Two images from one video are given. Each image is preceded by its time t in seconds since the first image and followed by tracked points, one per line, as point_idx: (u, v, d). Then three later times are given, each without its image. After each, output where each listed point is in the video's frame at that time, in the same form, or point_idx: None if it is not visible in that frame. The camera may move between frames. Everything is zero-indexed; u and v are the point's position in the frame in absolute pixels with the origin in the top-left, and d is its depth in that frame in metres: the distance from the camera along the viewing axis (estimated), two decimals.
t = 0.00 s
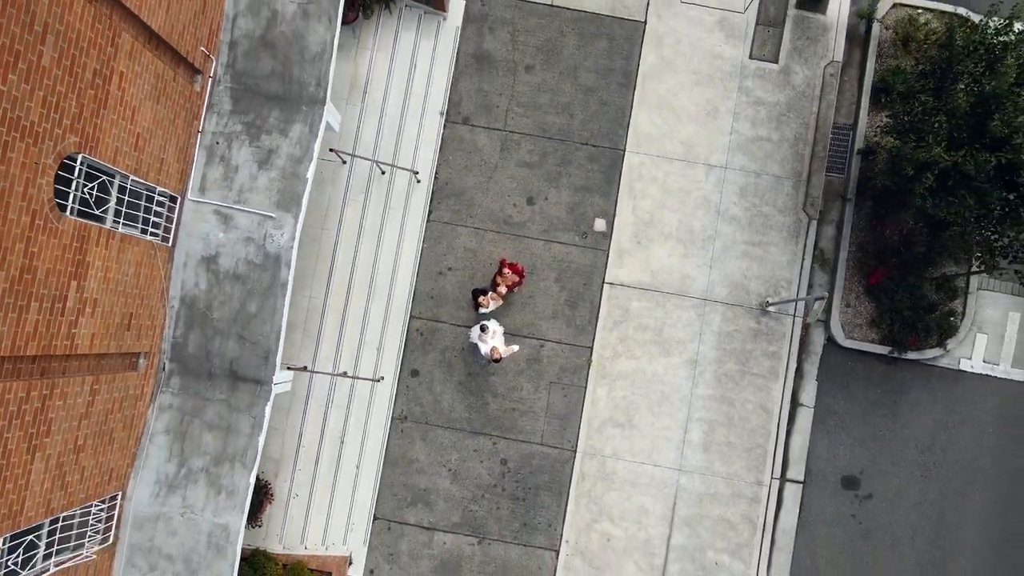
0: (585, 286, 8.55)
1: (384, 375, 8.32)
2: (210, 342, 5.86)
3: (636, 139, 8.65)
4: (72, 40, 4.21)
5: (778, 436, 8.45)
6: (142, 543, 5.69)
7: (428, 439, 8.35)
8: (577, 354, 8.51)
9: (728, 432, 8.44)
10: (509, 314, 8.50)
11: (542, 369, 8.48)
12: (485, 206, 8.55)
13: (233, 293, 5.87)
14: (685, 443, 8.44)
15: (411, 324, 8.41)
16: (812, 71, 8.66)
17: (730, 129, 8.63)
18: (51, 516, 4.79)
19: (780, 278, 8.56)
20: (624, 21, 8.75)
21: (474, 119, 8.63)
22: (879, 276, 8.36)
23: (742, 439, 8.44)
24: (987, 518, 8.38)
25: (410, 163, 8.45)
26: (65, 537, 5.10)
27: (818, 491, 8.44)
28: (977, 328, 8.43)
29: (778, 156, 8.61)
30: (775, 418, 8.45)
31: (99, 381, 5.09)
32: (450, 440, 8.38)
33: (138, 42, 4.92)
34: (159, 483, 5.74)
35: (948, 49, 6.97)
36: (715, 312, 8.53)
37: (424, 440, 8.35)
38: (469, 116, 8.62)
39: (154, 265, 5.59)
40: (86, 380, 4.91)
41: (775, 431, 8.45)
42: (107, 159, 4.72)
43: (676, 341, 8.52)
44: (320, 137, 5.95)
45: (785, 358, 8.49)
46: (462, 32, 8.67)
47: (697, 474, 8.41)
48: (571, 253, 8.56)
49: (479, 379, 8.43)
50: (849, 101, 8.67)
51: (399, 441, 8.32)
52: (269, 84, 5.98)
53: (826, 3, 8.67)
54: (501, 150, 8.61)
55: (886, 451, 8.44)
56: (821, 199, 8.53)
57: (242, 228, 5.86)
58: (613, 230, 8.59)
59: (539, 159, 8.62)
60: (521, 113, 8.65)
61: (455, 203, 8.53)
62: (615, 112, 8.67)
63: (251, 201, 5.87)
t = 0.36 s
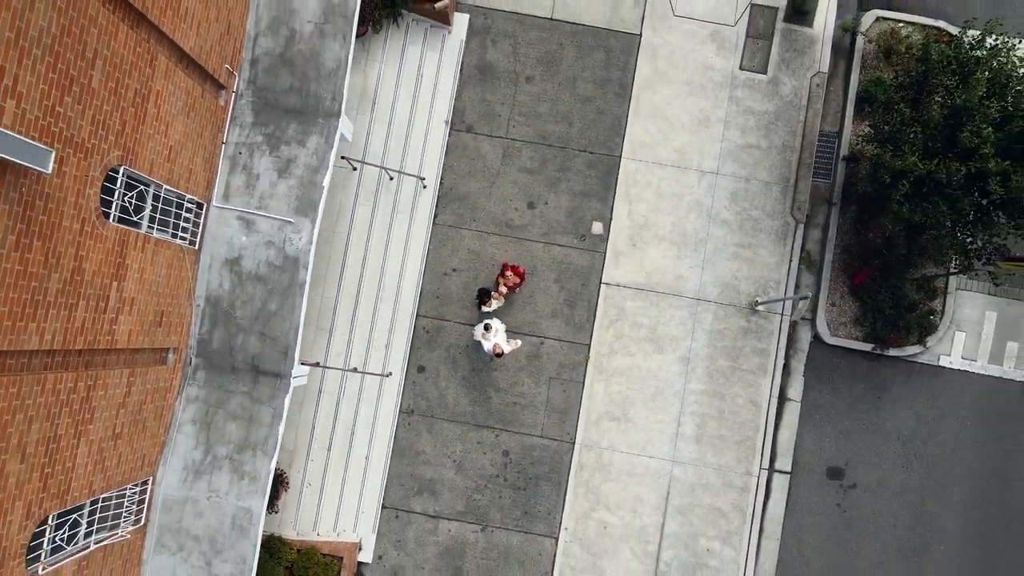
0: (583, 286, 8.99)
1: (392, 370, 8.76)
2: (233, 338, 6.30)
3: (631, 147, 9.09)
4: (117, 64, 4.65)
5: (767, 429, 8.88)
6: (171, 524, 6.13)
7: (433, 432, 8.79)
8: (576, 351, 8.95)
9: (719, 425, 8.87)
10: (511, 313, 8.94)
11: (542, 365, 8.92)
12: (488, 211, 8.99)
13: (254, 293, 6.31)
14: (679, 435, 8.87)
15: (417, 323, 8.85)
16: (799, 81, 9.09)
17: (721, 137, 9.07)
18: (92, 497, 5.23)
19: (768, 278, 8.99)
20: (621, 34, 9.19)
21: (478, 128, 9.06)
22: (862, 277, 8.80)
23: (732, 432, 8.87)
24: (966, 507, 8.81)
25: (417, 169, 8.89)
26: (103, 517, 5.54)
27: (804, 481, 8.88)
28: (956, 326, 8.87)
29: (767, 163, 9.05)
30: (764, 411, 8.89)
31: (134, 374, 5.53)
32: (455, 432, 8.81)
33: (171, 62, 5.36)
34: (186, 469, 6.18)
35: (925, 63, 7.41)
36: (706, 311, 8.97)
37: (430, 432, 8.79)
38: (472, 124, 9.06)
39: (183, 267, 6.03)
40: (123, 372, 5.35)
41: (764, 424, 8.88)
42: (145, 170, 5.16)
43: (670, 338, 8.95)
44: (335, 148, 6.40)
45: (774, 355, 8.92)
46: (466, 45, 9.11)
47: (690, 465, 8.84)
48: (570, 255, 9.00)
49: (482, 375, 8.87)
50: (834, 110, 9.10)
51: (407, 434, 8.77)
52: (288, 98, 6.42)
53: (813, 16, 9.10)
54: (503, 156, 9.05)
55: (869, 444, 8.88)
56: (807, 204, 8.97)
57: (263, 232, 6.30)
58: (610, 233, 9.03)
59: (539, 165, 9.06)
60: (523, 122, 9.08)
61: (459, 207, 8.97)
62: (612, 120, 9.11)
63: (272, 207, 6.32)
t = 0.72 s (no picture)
0: (581, 287, 9.42)
1: (399, 367, 9.20)
2: (253, 336, 6.74)
3: (627, 154, 9.52)
4: (153, 85, 5.08)
5: (756, 423, 9.32)
6: (195, 510, 6.57)
7: (439, 426, 9.22)
8: (574, 349, 9.38)
9: (710, 420, 9.31)
10: (512, 313, 9.37)
11: (542, 363, 9.35)
12: (491, 215, 9.42)
13: (273, 294, 6.75)
14: (672, 429, 9.30)
15: (423, 322, 9.28)
16: (787, 92, 9.52)
17: (713, 145, 9.50)
18: (127, 483, 5.66)
19: (758, 280, 9.42)
20: (617, 46, 9.62)
21: (481, 136, 9.50)
22: (847, 278, 9.23)
23: (723, 426, 9.31)
24: (947, 498, 9.24)
25: (422, 175, 9.33)
26: (136, 501, 5.98)
27: (792, 473, 9.31)
28: (937, 325, 9.30)
29: (756, 169, 9.48)
30: (753, 406, 9.32)
31: (164, 369, 5.96)
32: (459, 427, 9.25)
33: (199, 81, 5.79)
34: (209, 459, 6.62)
35: (904, 76, 7.84)
36: (699, 311, 9.40)
37: (435, 426, 9.22)
38: (475, 133, 9.49)
39: (208, 270, 6.47)
40: (155, 367, 5.78)
41: (754, 419, 9.31)
42: (176, 181, 5.60)
43: (664, 337, 9.39)
44: (348, 158, 6.83)
45: (763, 353, 9.35)
46: (470, 57, 9.54)
47: (683, 457, 9.27)
48: (568, 257, 9.44)
49: (485, 371, 9.31)
50: (821, 119, 9.53)
51: (413, 428, 9.20)
52: (304, 112, 6.85)
53: (801, 30, 9.53)
54: (505, 163, 9.48)
55: (854, 437, 9.31)
56: (795, 209, 9.40)
57: (281, 237, 6.74)
58: (607, 237, 9.46)
59: (539, 171, 9.49)
60: (524, 130, 9.52)
61: (463, 212, 9.40)
62: (608, 129, 9.54)
63: (289, 214, 6.76)
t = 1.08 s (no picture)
0: (579, 289, 9.87)
1: (406, 365, 9.65)
2: (271, 335, 7.19)
3: (623, 161, 9.97)
4: (185, 105, 5.54)
5: (746, 419, 9.77)
6: (217, 498, 7.03)
7: (443, 421, 9.67)
8: (572, 347, 9.83)
9: (702, 415, 9.76)
10: (514, 314, 9.81)
11: (542, 361, 9.80)
12: (493, 220, 9.87)
13: (290, 295, 7.20)
14: (666, 424, 9.75)
15: (428, 322, 9.74)
16: (776, 102, 9.96)
17: (705, 153, 9.96)
18: (157, 471, 6.12)
19: (748, 282, 9.87)
20: (614, 58, 10.07)
21: (483, 144, 9.94)
22: (833, 280, 9.68)
23: (715, 421, 9.76)
24: (927, 491, 9.69)
25: (428, 182, 9.78)
26: (165, 488, 6.45)
27: (781, 466, 9.76)
28: (918, 325, 9.75)
29: (746, 176, 9.93)
30: (743, 403, 9.77)
31: (190, 366, 6.41)
32: (462, 422, 9.69)
33: (224, 99, 6.26)
34: (230, 450, 7.08)
35: (885, 90, 8.28)
36: (691, 311, 9.85)
37: (440, 422, 9.67)
38: (478, 141, 9.94)
39: (230, 273, 6.93)
40: (183, 364, 6.24)
41: (744, 414, 9.76)
42: (203, 192, 6.05)
43: (658, 336, 9.84)
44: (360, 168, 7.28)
45: (752, 352, 9.80)
46: (473, 69, 9.99)
47: (676, 451, 9.72)
48: (567, 260, 9.89)
49: (487, 369, 9.76)
50: (808, 128, 9.98)
51: (419, 423, 9.65)
52: (318, 125, 7.30)
53: (789, 43, 9.98)
54: (506, 170, 9.93)
55: (840, 432, 9.76)
56: (783, 214, 9.85)
57: (297, 243, 7.20)
58: (603, 241, 9.91)
59: (539, 178, 9.94)
60: (524, 139, 9.97)
61: (467, 217, 9.86)
62: (605, 138, 9.99)
63: (305, 221, 7.22)
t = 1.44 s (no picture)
0: (577, 291, 10.27)
1: (411, 364, 10.06)
2: (285, 335, 7.60)
3: (620, 168, 10.38)
4: (210, 121, 5.96)
5: (738, 415, 10.18)
6: (235, 489, 7.44)
7: (447, 417, 10.08)
8: (571, 346, 10.24)
9: (696, 412, 10.17)
10: (514, 314, 10.22)
11: (542, 360, 10.20)
12: (495, 224, 10.28)
13: (303, 297, 7.60)
14: (661, 421, 10.16)
15: (433, 322, 10.15)
16: (767, 111, 10.36)
17: (698, 160, 10.36)
18: (181, 462, 6.52)
19: (740, 284, 10.28)
20: (611, 69, 10.47)
21: (486, 151, 10.35)
22: (821, 282, 10.09)
23: (708, 417, 10.16)
24: (912, 485, 10.09)
25: (432, 188, 10.19)
26: (186, 480, 6.83)
27: (771, 461, 10.16)
28: (903, 325, 10.16)
29: (738, 182, 10.33)
30: (735, 400, 10.17)
31: (212, 364, 6.83)
32: (465, 418, 10.10)
33: (244, 114, 6.68)
34: (247, 443, 7.48)
35: (868, 101, 8.70)
36: (685, 312, 10.26)
37: (444, 418, 10.08)
38: (480, 149, 10.34)
39: (247, 277, 7.34)
40: (204, 362, 6.65)
41: (735, 411, 10.17)
42: (224, 202, 6.47)
43: (653, 336, 10.24)
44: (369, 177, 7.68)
45: (744, 351, 10.20)
46: (475, 79, 10.40)
47: (670, 446, 10.13)
48: (566, 263, 10.29)
49: (489, 368, 10.17)
50: (797, 136, 10.38)
51: (423, 419, 10.06)
52: (330, 136, 7.71)
53: (779, 54, 10.38)
54: (507, 177, 10.34)
55: (828, 428, 10.16)
56: (774, 219, 10.26)
57: (310, 248, 7.60)
58: (601, 244, 10.32)
59: (539, 184, 10.35)
60: (525, 146, 10.37)
61: (470, 221, 10.26)
62: (602, 145, 10.39)
63: (317, 227, 7.62)
